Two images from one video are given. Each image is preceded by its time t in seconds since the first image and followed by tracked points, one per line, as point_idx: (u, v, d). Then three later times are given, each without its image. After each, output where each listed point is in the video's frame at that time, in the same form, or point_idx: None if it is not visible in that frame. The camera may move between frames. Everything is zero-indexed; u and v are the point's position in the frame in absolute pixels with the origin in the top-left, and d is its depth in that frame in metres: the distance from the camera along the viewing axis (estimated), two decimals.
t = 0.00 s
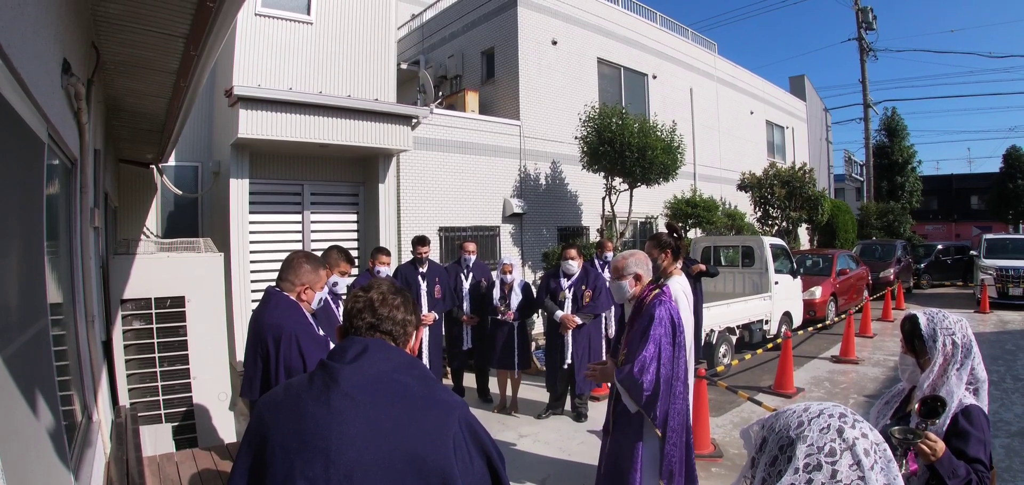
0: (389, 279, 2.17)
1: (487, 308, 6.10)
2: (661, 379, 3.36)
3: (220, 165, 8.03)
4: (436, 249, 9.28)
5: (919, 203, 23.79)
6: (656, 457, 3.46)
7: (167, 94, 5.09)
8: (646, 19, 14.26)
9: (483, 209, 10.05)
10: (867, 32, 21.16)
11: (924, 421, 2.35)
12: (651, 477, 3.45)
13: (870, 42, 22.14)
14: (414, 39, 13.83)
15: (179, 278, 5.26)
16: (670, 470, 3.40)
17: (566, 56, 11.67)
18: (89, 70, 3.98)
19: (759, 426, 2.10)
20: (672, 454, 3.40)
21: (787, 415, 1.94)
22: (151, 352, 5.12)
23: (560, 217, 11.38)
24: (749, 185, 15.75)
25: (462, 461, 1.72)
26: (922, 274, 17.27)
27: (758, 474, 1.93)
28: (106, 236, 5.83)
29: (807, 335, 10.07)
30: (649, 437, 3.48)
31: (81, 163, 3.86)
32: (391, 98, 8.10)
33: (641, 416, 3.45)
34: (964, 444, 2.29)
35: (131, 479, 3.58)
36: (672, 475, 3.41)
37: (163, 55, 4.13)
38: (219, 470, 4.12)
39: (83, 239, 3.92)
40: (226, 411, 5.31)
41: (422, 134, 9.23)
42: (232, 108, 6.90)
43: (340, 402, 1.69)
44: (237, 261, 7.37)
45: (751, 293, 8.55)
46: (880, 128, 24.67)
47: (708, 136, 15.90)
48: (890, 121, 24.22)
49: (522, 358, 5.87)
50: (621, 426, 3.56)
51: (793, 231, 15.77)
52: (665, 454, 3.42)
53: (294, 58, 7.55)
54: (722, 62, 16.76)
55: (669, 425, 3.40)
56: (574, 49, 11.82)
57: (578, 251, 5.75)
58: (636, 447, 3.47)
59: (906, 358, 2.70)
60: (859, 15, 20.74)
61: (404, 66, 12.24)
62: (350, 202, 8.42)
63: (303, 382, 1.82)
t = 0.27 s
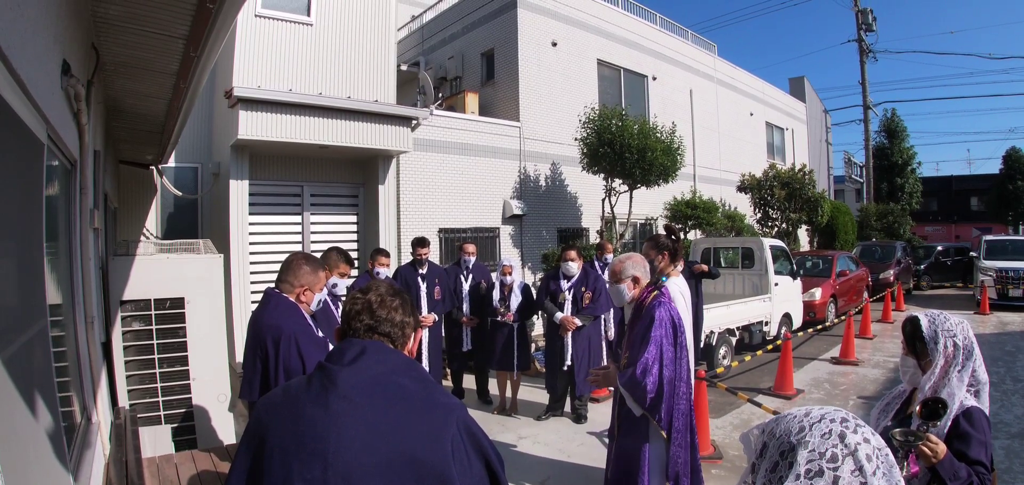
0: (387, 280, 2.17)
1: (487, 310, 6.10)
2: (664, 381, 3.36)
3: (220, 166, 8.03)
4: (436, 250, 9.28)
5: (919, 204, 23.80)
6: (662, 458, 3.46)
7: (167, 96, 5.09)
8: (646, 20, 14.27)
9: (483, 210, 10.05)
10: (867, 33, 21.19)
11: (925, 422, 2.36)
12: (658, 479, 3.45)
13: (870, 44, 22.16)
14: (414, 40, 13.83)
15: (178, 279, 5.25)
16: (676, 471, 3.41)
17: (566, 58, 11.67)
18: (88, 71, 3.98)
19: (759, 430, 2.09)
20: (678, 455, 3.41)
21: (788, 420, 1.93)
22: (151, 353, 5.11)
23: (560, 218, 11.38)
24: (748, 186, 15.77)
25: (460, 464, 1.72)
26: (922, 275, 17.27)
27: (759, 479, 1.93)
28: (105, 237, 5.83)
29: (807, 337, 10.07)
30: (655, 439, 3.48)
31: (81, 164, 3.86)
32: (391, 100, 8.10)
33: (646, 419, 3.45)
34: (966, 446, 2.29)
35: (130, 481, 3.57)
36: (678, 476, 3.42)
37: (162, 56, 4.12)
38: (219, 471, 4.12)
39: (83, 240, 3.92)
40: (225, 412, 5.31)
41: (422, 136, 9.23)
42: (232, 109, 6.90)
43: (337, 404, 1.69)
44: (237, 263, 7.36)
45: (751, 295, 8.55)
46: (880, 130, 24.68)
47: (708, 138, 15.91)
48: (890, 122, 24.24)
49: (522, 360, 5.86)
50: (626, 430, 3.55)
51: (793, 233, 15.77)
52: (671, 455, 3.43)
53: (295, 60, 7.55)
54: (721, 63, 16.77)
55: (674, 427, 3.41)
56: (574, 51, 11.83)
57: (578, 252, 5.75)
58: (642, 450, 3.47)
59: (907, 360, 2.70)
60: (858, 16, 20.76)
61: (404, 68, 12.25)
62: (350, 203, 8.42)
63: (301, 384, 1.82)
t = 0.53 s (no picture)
0: (389, 281, 2.17)
1: (489, 310, 6.09)
2: (669, 382, 3.36)
3: (222, 167, 8.04)
4: (439, 251, 9.28)
5: (922, 204, 23.76)
6: (667, 459, 3.47)
7: (170, 97, 5.09)
8: (648, 20, 14.26)
9: (485, 211, 10.05)
10: (869, 32, 21.15)
11: (930, 423, 2.35)
12: (663, 480, 3.45)
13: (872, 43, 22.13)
14: (417, 41, 13.83)
15: (181, 280, 5.26)
16: (681, 472, 3.41)
17: (568, 58, 11.67)
18: (91, 72, 3.98)
19: (764, 431, 2.10)
20: (683, 456, 3.40)
21: (793, 421, 1.93)
22: (154, 354, 5.12)
23: (562, 218, 11.37)
24: (751, 186, 15.76)
25: (463, 465, 1.71)
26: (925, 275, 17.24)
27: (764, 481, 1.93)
28: (108, 238, 5.83)
29: (810, 337, 10.06)
30: (660, 440, 3.48)
31: (84, 165, 3.86)
32: (393, 100, 8.10)
33: (651, 419, 3.45)
34: (970, 446, 2.28)
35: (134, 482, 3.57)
36: (684, 477, 3.42)
37: (165, 57, 4.12)
38: (222, 472, 4.12)
39: (86, 241, 3.93)
40: (228, 412, 5.31)
41: (425, 136, 9.24)
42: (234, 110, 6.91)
43: (340, 405, 1.69)
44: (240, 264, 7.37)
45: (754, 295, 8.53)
46: (883, 129, 24.64)
47: (711, 138, 15.90)
48: (893, 122, 24.19)
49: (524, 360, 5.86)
50: (632, 431, 3.55)
51: (796, 232, 15.75)
52: (676, 456, 3.42)
53: (297, 61, 7.55)
54: (724, 63, 16.76)
55: (679, 428, 3.41)
56: (577, 51, 11.82)
57: (580, 252, 5.75)
58: (647, 451, 3.47)
59: (911, 360, 2.69)
60: (861, 16, 20.73)
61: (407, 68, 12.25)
62: (352, 204, 8.42)
63: (304, 385, 1.82)
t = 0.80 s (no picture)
0: (391, 281, 2.17)
1: (491, 310, 6.09)
2: (672, 382, 3.35)
3: (224, 168, 8.04)
4: (441, 251, 9.28)
5: (924, 203, 23.74)
6: (670, 460, 3.46)
7: (171, 97, 5.09)
8: (649, 20, 14.25)
9: (487, 211, 10.05)
10: (871, 31, 21.14)
11: (934, 422, 2.34)
12: (666, 481, 3.45)
13: (874, 42, 22.11)
14: (418, 41, 13.85)
15: (183, 281, 5.26)
16: (684, 473, 3.39)
17: (570, 58, 11.67)
18: (93, 73, 3.99)
19: (768, 431, 2.10)
20: (687, 457, 3.39)
21: (798, 420, 1.93)
22: (156, 355, 5.12)
23: (564, 218, 11.37)
24: (753, 186, 15.77)
25: (466, 465, 1.71)
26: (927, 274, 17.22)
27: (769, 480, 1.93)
28: (111, 239, 5.85)
29: (813, 336, 10.05)
30: (663, 441, 3.48)
31: (86, 166, 3.86)
32: (394, 100, 8.10)
33: (653, 419, 3.44)
34: (974, 444, 2.28)
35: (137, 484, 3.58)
36: (686, 478, 3.40)
37: (167, 58, 4.12)
38: (224, 473, 4.12)
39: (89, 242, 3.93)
40: (231, 413, 5.31)
41: (426, 137, 9.24)
42: (235, 110, 6.92)
43: (341, 405, 1.69)
44: (241, 264, 7.37)
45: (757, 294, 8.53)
46: (885, 128, 24.61)
47: (712, 137, 15.90)
48: (895, 120, 24.16)
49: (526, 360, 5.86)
50: (635, 430, 3.55)
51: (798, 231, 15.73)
52: (679, 457, 3.41)
53: (299, 61, 7.56)
54: (725, 62, 16.75)
55: (682, 429, 3.40)
56: (578, 51, 11.82)
57: (582, 252, 5.75)
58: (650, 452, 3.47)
59: (915, 359, 2.69)
60: (862, 14, 20.71)
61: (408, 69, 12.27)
62: (354, 205, 8.42)
63: (306, 385, 1.83)
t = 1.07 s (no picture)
0: (392, 280, 2.17)
1: (493, 310, 6.09)
2: (672, 380, 3.36)
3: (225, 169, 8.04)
4: (442, 251, 9.28)
5: (926, 199, 23.72)
6: (670, 459, 3.45)
7: (171, 99, 5.09)
8: (649, 18, 14.24)
9: (488, 210, 10.05)
10: (871, 28, 21.12)
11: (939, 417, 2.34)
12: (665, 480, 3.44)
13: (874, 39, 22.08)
14: (418, 41, 13.85)
15: (184, 282, 5.26)
16: (683, 473, 3.38)
17: (570, 57, 11.66)
18: (93, 76, 3.99)
19: (774, 429, 2.10)
20: (687, 456, 3.38)
21: (804, 417, 1.93)
22: (157, 356, 5.12)
23: (565, 217, 11.36)
24: (754, 183, 15.77)
25: (468, 464, 1.71)
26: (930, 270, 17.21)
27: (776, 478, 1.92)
28: (112, 241, 5.85)
29: (815, 334, 10.04)
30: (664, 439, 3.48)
31: (86, 168, 3.86)
32: (395, 100, 8.09)
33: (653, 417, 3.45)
34: (980, 440, 2.28)
35: None
36: (686, 478, 3.39)
37: (167, 60, 4.12)
38: (226, 474, 4.12)
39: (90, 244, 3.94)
40: (233, 415, 5.31)
41: (427, 136, 9.24)
42: (236, 111, 6.92)
43: (342, 404, 1.69)
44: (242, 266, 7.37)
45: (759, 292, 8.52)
46: (886, 125, 24.57)
47: (713, 135, 15.89)
48: (896, 117, 24.13)
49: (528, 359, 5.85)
50: (635, 427, 3.56)
51: (799, 229, 15.71)
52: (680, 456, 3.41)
53: (299, 61, 7.56)
54: (725, 60, 16.73)
55: (682, 427, 3.39)
56: (578, 49, 11.82)
57: (584, 250, 5.74)
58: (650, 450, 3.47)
59: (920, 354, 2.69)
60: (863, 11, 20.68)
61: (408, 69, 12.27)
62: (355, 205, 8.42)
63: (306, 385, 1.83)
